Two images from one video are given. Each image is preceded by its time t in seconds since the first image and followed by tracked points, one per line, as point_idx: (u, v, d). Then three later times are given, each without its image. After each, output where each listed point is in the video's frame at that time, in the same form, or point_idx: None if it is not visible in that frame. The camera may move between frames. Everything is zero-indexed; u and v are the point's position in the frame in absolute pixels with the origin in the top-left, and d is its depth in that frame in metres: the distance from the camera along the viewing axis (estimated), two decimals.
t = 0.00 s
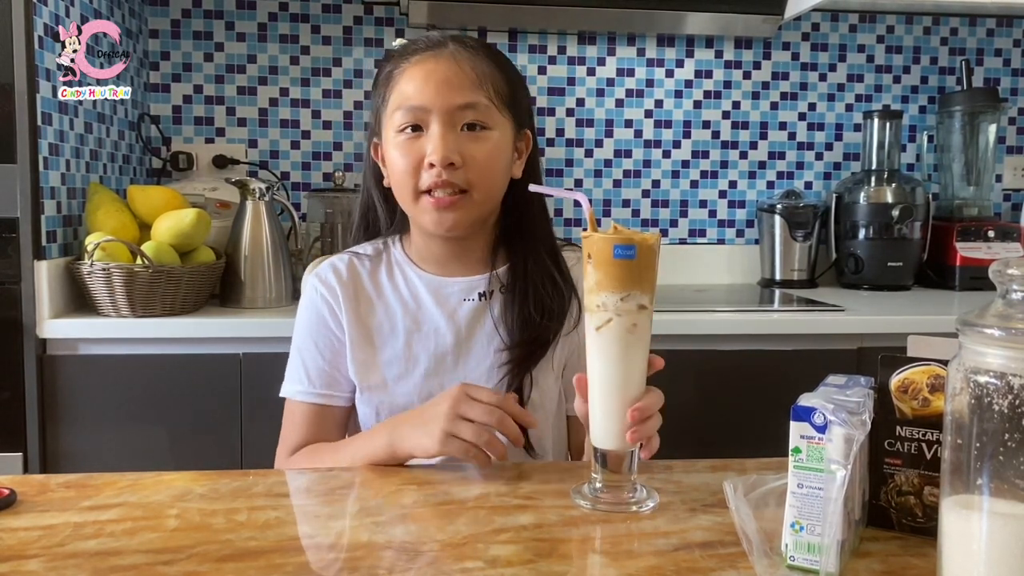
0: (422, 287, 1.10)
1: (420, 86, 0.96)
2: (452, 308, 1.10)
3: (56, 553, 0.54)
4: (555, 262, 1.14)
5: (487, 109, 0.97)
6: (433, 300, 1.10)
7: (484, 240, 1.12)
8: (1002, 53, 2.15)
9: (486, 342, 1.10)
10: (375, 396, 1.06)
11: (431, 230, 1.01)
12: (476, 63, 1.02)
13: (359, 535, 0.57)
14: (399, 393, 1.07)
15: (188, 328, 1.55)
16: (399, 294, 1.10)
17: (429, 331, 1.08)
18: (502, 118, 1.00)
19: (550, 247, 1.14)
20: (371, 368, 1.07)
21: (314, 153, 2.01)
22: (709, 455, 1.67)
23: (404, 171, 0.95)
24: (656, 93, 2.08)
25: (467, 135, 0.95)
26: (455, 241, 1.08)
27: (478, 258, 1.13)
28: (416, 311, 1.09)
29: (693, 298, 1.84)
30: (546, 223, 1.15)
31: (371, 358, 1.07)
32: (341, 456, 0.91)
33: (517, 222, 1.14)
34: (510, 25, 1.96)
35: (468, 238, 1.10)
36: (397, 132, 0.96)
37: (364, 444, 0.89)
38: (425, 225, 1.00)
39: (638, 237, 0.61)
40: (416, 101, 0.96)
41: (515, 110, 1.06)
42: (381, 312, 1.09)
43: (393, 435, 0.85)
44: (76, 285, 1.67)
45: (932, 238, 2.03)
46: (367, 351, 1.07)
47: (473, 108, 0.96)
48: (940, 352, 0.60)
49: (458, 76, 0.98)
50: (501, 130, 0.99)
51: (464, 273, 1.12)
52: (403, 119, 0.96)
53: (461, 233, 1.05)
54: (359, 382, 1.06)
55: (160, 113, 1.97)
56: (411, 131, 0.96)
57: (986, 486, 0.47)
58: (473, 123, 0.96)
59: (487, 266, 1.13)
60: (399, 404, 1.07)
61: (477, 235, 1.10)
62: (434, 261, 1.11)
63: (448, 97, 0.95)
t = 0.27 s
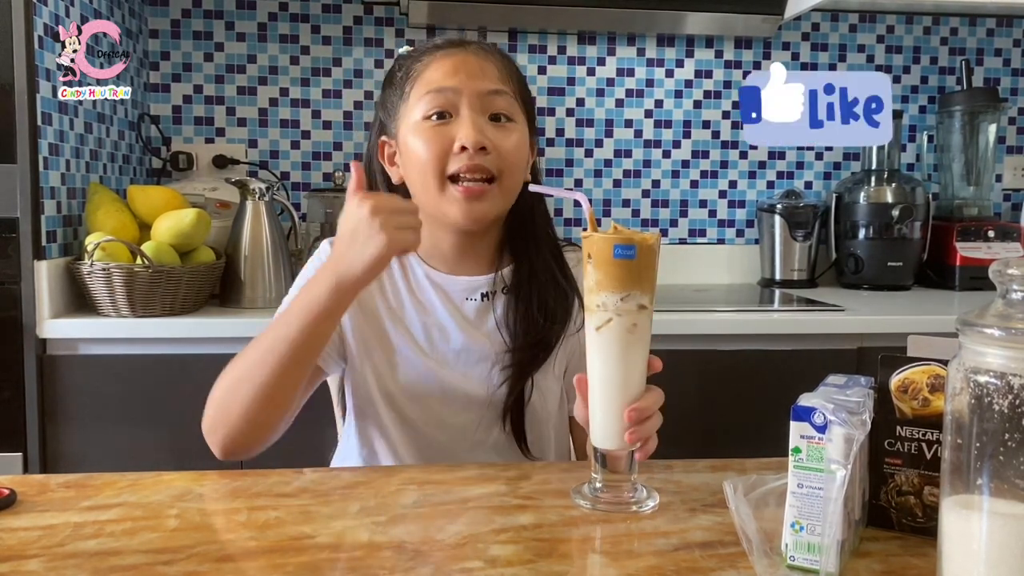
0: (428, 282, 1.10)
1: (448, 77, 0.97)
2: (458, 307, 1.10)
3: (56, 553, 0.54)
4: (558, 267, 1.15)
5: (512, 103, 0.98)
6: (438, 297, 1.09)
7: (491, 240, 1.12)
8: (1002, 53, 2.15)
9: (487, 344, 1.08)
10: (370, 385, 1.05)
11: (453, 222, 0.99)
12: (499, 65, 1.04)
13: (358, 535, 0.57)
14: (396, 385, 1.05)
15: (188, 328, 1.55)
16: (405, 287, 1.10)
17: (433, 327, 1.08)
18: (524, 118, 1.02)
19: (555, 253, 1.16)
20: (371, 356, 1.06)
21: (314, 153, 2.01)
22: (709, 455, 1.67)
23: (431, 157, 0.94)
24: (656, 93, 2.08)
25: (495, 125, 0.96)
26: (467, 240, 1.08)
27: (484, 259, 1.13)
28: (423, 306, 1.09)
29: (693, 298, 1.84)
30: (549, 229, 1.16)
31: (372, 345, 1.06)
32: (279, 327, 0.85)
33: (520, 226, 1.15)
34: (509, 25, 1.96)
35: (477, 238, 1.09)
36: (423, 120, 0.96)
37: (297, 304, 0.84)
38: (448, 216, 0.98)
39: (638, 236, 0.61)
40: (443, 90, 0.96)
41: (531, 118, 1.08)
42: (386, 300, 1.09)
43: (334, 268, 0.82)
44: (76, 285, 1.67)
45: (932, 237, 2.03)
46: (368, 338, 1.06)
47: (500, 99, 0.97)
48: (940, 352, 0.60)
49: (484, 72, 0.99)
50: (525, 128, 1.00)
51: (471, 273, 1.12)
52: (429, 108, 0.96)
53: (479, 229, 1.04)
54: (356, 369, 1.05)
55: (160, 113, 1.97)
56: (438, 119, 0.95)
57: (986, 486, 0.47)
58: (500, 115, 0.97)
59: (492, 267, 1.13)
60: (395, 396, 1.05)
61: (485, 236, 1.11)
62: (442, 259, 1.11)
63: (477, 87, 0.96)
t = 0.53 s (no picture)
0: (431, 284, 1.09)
1: (451, 82, 0.97)
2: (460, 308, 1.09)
3: (55, 553, 0.54)
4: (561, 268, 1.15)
5: (515, 109, 0.98)
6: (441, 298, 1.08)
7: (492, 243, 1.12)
8: (1001, 53, 2.15)
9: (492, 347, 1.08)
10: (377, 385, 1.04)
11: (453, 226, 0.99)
12: (500, 69, 1.04)
13: (358, 535, 0.57)
14: (403, 386, 1.05)
15: (188, 328, 1.55)
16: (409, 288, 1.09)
17: (438, 330, 1.08)
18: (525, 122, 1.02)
19: (557, 254, 1.16)
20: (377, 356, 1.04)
21: (314, 152, 2.01)
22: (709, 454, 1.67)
23: (433, 162, 0.94)
24: (656, 93, 2.08)
25: (498, 130, 0.96)
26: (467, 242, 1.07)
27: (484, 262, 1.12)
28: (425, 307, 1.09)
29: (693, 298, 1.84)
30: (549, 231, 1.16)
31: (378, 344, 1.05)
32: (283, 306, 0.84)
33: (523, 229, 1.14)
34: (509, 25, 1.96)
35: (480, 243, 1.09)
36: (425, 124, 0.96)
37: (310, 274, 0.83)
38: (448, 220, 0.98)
39: (638, 236, 0.61)
40: (446, 94, 0.96)
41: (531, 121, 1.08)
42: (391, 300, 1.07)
43: (351, 235, 0.83)
44: (76, 285, 1.67)
45: (932, 237, 2.03)
46: (374, 337, 1.05)
47: (502, 104, 0.97)
48: (940, 352, 0.60)
49: (486, 76, 0.99)
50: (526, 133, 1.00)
51: (471, 275, 1.11)
52: (432, 111, 0.96)
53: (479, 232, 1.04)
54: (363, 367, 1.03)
55: (160, 113, 1.97)
56: (440, 123, 0.95)
57: (986, 486, 0.47)
58: (503, 120, 0.97)
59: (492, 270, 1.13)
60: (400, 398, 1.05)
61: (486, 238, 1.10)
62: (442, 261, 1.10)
63: (480, 92, 0.96)
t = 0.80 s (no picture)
0: (415, 287, 1.10)
1: (413, 80, 0.96)
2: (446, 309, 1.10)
3: (56, 553, 0.54)
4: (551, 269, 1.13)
5: (481, 103, 0.97)
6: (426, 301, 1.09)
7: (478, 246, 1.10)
8: (1002, 53, 2.15)
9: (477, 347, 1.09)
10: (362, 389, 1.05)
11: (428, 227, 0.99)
12: (468, 62, 1.02)
13: (359, 535, 0.57)
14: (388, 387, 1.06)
15: (189, 328, 1.55)
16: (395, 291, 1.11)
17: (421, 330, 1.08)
18: (497, 113, 1.00)
19: (548, 254, 1.14)
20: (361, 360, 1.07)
21: (314, 152, 2.01)
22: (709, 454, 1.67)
23: (399, 165, 0.95)
24: (656, 93, 2.08)
25: (463, 127, 0.95)
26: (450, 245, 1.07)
27: (473, 264, 1.11)
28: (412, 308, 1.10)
29: (693, 298, 1.84)
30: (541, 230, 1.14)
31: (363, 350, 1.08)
32: (274, 385, 0.79)
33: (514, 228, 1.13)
34: (509, 25, 1.96)
35: (465, 242, 1.07)
36: (391, 127, 0.96)
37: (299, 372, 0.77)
38: (422, 221, 0.98)
39: (639, 236, 0.61)
40: (409, 94, 0.96)
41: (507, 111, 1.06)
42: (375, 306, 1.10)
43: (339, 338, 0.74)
44: (76, 285, 1.67)
45: (932, 237, 2.03)
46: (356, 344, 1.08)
47: (466, 99, 0.96)
48: (940, 352, 0.60)
49: (451, 72, 0.98)
50: (496, 124, 0.99)
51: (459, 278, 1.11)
52: (396, 114, 0.96)
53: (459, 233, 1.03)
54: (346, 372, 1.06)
55: (160, 113, 1.97)
56: (404, 124, 0.95)
57: (986, 486, 0.47)
58: (468, 115, 0.96)
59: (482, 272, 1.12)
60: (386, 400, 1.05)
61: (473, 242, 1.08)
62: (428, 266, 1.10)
63: (440, 89, 0.95)
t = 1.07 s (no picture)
0: (414, 288, 1.11)
1: (401, 88, 0.95)
2: (445, 310, 1.10)
3: (56, 553, 0.54)
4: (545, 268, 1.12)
5: (471, 106, 0.97)
6: (426, 301, 1.10)
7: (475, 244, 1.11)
8: (1002, 53, 2.15)
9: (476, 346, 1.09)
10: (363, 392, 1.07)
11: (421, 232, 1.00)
12: (456, 63, 1.01)
13: (359, 535, 0.57)
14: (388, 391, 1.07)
15: (189, 328, 1.55)
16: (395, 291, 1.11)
17: (420, 331, 1.09)
18: (486, 115, 1.00)
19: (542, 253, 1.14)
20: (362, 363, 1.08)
21: (314, 152, 2.01)
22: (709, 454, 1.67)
23: (391, 173, 0.95)
24: (656, 93, 2.08)
25: (454, 133, 0.95)
26: (446, 246, 1.08)
27: (470, 264, 1.12)
28: (411, 310, 1.10)
29: (694, 298, 1.84)
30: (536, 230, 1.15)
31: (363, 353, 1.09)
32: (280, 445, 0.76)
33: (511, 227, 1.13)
34: (509, 25, 1.96)
35: (461, 244, 1.09)
36: (381, 135, 0.95)
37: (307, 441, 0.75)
38: (415, 228, 0.99)
39: (639, 236, 0.61)
40: (398, 102, 0.94)
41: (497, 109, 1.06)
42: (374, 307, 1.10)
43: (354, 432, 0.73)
44: (76, 285, 1.67)
45: (932, 237, 2.03)
46: (357, 346, 1.09)
47: (456, 104, 0.95)
48: (941, 352, 0.60)
49: (439, 76, 0.97)
50: (486, 127, 0.99)
51: (456, 278, 1.12)
52: (386, 122, 0.95)
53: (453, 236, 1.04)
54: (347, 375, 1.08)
55: (160, 113, 1.97)
56: (394, 132, 0.95)
57: (986, 486, 0.47)
58: (459, 120, 0.96)
59: (479, 271, 1.13)
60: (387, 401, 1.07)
61: (469, 241, 1.10)
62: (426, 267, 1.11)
63: (430, 94, 0.94)
